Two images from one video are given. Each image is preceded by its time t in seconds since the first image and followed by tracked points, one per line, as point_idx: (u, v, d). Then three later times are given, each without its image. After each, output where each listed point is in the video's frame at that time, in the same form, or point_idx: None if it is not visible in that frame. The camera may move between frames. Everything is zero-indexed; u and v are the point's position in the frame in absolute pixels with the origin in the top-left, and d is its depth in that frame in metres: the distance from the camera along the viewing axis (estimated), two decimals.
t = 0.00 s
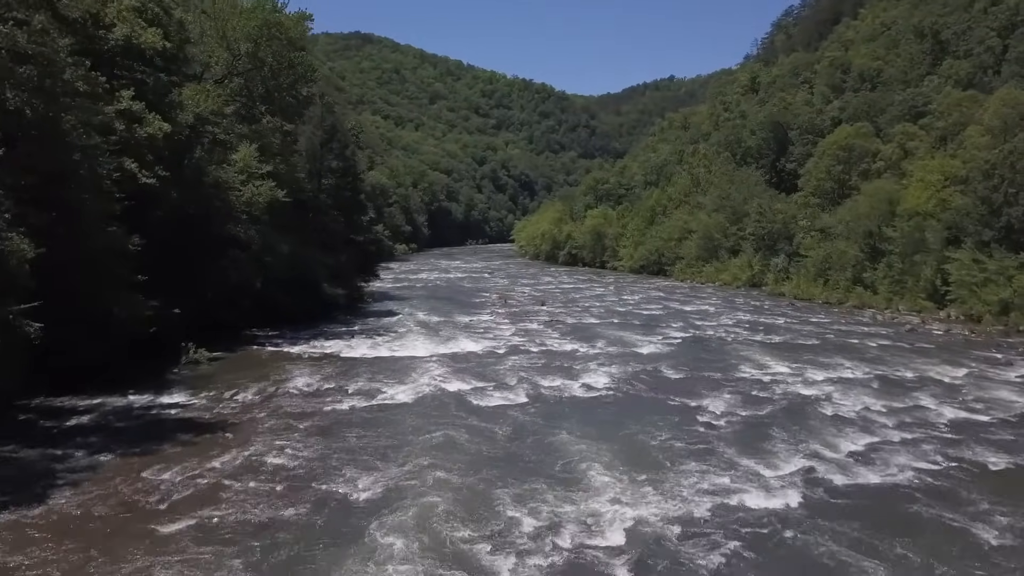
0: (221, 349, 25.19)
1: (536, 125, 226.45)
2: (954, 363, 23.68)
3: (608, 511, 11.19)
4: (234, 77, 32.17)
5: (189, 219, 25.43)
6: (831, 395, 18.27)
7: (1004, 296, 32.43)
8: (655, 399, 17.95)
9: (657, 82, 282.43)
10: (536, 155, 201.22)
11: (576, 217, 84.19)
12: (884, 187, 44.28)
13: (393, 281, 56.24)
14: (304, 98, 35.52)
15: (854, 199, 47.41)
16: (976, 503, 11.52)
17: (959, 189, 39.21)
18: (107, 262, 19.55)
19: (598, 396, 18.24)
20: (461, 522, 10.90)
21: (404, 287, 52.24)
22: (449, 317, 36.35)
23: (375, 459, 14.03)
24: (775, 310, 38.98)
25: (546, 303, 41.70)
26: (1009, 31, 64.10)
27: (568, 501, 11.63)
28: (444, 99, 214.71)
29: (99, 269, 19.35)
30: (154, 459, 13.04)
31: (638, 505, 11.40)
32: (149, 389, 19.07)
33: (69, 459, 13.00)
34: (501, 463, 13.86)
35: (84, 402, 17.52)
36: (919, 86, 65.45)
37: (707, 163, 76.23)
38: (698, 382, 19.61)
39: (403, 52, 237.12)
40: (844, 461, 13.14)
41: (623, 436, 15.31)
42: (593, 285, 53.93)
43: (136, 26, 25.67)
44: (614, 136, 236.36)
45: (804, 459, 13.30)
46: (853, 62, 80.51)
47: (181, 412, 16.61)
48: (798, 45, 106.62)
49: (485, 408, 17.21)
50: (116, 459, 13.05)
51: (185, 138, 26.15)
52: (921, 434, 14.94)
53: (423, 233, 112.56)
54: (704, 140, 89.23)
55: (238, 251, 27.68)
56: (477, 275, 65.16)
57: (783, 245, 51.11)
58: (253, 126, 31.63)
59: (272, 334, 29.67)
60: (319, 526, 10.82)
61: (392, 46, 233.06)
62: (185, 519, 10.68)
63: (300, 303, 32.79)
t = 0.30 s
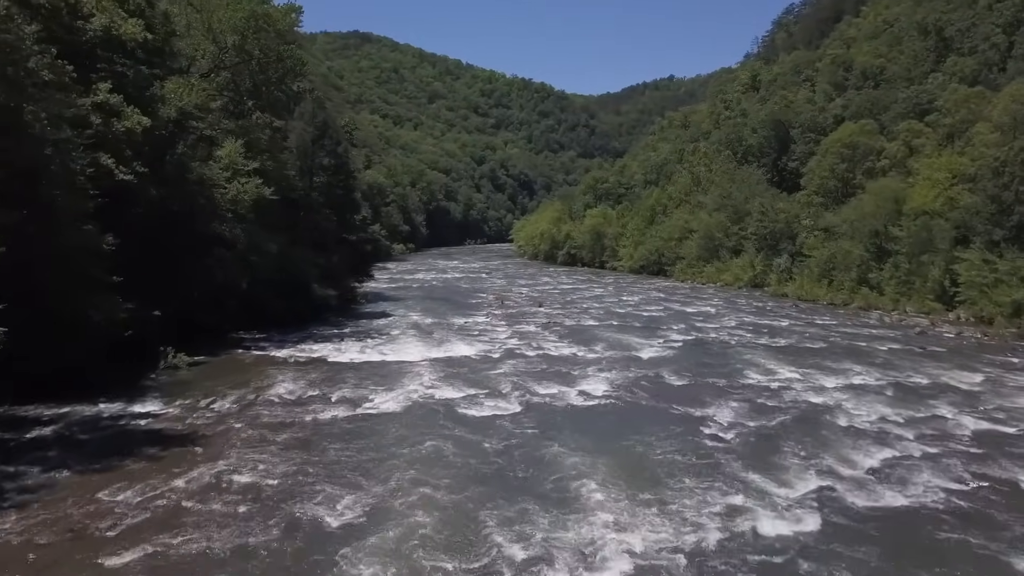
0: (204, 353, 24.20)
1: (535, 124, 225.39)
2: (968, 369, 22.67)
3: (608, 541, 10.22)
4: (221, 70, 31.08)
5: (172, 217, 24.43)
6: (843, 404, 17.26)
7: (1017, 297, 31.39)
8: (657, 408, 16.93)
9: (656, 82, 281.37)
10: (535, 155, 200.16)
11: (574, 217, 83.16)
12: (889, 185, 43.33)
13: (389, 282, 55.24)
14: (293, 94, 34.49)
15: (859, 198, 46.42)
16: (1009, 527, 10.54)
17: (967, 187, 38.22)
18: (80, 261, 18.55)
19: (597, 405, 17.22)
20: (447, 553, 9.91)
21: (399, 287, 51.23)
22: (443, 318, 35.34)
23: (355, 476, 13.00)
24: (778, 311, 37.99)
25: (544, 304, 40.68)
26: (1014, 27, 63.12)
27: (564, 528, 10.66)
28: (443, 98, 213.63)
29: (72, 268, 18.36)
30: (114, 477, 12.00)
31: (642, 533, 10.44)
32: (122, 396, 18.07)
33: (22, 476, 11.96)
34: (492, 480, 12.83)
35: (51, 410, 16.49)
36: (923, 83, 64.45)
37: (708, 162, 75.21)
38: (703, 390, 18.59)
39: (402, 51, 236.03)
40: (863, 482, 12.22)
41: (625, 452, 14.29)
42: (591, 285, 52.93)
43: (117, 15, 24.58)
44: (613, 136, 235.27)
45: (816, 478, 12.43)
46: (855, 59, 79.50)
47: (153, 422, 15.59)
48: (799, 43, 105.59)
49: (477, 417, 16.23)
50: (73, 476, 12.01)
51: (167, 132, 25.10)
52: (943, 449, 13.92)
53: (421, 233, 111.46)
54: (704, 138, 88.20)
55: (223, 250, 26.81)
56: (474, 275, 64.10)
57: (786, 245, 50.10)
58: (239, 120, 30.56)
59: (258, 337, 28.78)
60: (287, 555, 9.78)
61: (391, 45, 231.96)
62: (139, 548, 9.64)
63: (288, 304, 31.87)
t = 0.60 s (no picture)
0: (187, 357, 23.19)
1: (534, 124, 224.33)
2: (985, 375, 21.64)
3: None
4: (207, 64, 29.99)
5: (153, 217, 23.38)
6: (857, 413, 16.22)
7: None
8: (659, 418, 15.92)
9: (656, 81, 280.38)
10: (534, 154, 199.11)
11: (573, 216, 82.19)
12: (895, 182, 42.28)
13: (385, 282, 54.25)
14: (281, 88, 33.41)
15: (864, 197, 45.40)
16: None
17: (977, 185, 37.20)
18: (51, 263, 17.47)
19: (596, 415, 16.20)
20: None
21: (395, 288, 50.21)
22: (438, 320, 34.33)
23: (331, 496, 11.96)
24: (782, 313, 37.00)
25: (541, 306, 39.67)
26: (1021, 23, 62.04)
27: (557, 563, 9.62)
28: (441, 97, 212.56)
29: (42, 270, 17.31)
30: (67, 500, 10.99)
31: (647, 569, 9.38)
32: (93, 404, 17.04)
33: None
34: (481, 501, 11.81)
35: (13, 420, 15.45)
36: (927, 80, 63.40)
37: (709, 161, 74.16)
38: (708, 398, 17.58)
39: (401, 50, 234.73)
40: (889, 509, 11.12)
41: (626, 470, 13.27)
42: (591, 285, 51.94)
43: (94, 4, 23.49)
44: (613, 135, 234.18)
45: (841, 508, 11.32)
46: (858, 57, 78.49)
47: (119, 433, 14.58)
48: (799, 41, 104.52)
49: (468, 429, 15.24)
50: (19, 498, 10.98)
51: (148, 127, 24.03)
52: (970, 467, 12.85)
53: (419, 233, 110.46)
54: (705, 137, 87.17)
55: (207, 249, 25.84)
56: (471, 275, 63.04)
57: (789, 244, 49.09)
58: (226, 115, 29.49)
59: (244, 339, 27.80)
60: None
61: (389, 44, 230.93)
62: None
63: (276, 305, 30.88)
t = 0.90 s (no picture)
0: (167, 362, 22.16)
1: (533, 123, 223.26)
2: (1004, 382, 20.59)
3: None
4: (191, 58, 28.86)
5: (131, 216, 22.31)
6: (874, 424, 15.21)
7: None
8: (663, 430, 14.84)
9: (655, 81, 279.32)
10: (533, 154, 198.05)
11: (572, 216, 81.18)
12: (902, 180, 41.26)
13: (380, 283, 53.19)
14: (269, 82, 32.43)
15: (869, 195, 44.37)
16: None
17: (987, 183, 36.20)
18: (17, 264, 16.36)
19: (595, 426, 15.11)
20: None
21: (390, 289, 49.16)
22: (433, 322, 33.30)
23: (304, 516, 10.94)
24: (787, 314, 35.98)
25: (539, 307, 38.64)
26: None
27: None
28: (440, 97, 211.50)
29: (8, 271, 16.22)
30: (11, 525, 9.96)
31: None
32: (60, 413, 16.00)
33: None
34: (468, 524, 10.78)
35: None
36: (931, 78, 62.43)
37: (709, 159, 73.14)
38: (714, 407, 16.50)
39: (399, 49, 233.63)
40: (916, 536, 10.12)
41: (627, 490, 12.20)
42: (590, 286, 50.86)
43: None
44: (612, 135, 233.10)
45: (866, 535, 10.27)
46: (861, 54, 77.48)
47: (81, 447, 13.55)
48: (800, 39, 103.49)
49: (457, 442, 14.21)
50: None
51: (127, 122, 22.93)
52: (1002, 487, 11.82)
53: (417, 233, 109.38)
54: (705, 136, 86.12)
55: (191, 249, 24.82)
56: (468, 275, 61.98)
57: (791, 244, 48.05)
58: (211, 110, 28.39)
59: (230, 342, 26.79)
60: None
61: (388, 44, 229.90)
62: None
63: (264, 306, 29.88)
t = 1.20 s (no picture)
0: (141, 368, 20.97)
1: (532, 123, 222.03)
2: None
3: None
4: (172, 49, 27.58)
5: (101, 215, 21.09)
6: (897, 441, 14.02)
7: None
8: (667, 447, 13.65)
9: (654, 80, 278.13)
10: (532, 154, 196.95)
11: (571, 215, 80.03)
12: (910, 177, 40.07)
13: (374, 284, 52.03)
14: (254, 75, 31.21)
15: (877, 193, 43.17)
16: None
17: (1000, 180, 35.04)
18: None
19: (593, 442, 13.90)
20: None
21: (384, 290, 47.88)
22: (426, 325, 32.08)
23: (266, 546, 9.77)
24: (792, 316, 34.83)
25: (536, 309, 37.44)
26: None
27: None
28: (438, 96, 210.31)
29: None
30: None
31: None
32: (17, 426, 14.79)
33: None
34: (448, 557, 9.63)
35: None
36: (936, 75, 61.25)
37: (710, 158, 71.96)
38: (722, 420, 15.31)
39: (398, 48, 232.33)
40: None
41: (626, 514, 11.05)
42: (589, 287, 49.66)
43: None
44: (611, 135, 231.87)
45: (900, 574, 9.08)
46: (864, 52, 76.31)
47: (30, 465, 12.33)
48: (801, 37, 102.36)
49: (444, 459, 13.02)
50: None
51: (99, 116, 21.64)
52: None
53: (414, 233, 108.18)
54: (706, 134, 84.89)
55: (170, 250, 23.70)
56: (465, 276, 60.82)
57: (794, 243, 46.86)
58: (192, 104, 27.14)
59: (212, 346, 25.62)
60: None
61: (387, 43, 228.79)
62: None
63: (250, 308, 28.70)
